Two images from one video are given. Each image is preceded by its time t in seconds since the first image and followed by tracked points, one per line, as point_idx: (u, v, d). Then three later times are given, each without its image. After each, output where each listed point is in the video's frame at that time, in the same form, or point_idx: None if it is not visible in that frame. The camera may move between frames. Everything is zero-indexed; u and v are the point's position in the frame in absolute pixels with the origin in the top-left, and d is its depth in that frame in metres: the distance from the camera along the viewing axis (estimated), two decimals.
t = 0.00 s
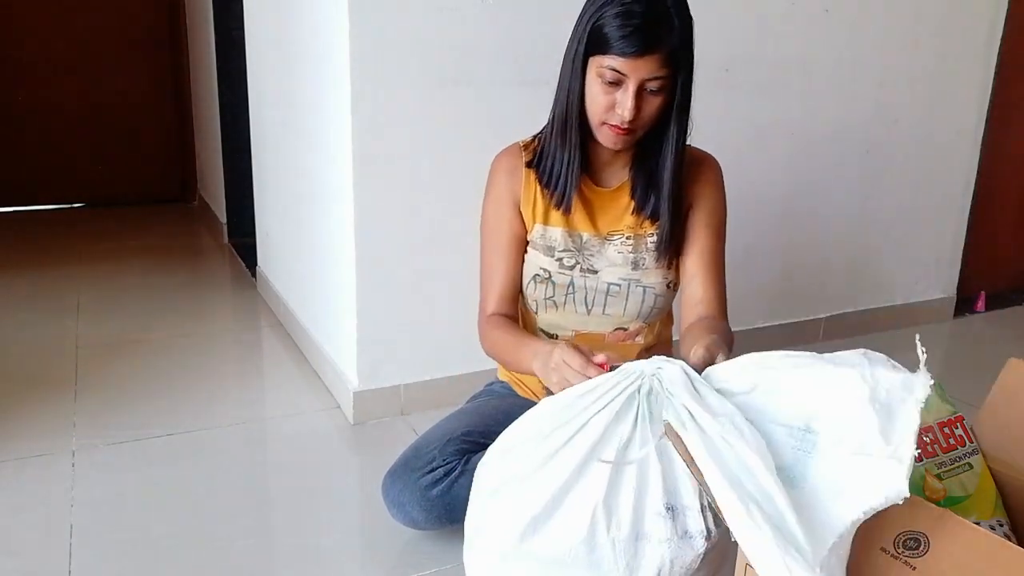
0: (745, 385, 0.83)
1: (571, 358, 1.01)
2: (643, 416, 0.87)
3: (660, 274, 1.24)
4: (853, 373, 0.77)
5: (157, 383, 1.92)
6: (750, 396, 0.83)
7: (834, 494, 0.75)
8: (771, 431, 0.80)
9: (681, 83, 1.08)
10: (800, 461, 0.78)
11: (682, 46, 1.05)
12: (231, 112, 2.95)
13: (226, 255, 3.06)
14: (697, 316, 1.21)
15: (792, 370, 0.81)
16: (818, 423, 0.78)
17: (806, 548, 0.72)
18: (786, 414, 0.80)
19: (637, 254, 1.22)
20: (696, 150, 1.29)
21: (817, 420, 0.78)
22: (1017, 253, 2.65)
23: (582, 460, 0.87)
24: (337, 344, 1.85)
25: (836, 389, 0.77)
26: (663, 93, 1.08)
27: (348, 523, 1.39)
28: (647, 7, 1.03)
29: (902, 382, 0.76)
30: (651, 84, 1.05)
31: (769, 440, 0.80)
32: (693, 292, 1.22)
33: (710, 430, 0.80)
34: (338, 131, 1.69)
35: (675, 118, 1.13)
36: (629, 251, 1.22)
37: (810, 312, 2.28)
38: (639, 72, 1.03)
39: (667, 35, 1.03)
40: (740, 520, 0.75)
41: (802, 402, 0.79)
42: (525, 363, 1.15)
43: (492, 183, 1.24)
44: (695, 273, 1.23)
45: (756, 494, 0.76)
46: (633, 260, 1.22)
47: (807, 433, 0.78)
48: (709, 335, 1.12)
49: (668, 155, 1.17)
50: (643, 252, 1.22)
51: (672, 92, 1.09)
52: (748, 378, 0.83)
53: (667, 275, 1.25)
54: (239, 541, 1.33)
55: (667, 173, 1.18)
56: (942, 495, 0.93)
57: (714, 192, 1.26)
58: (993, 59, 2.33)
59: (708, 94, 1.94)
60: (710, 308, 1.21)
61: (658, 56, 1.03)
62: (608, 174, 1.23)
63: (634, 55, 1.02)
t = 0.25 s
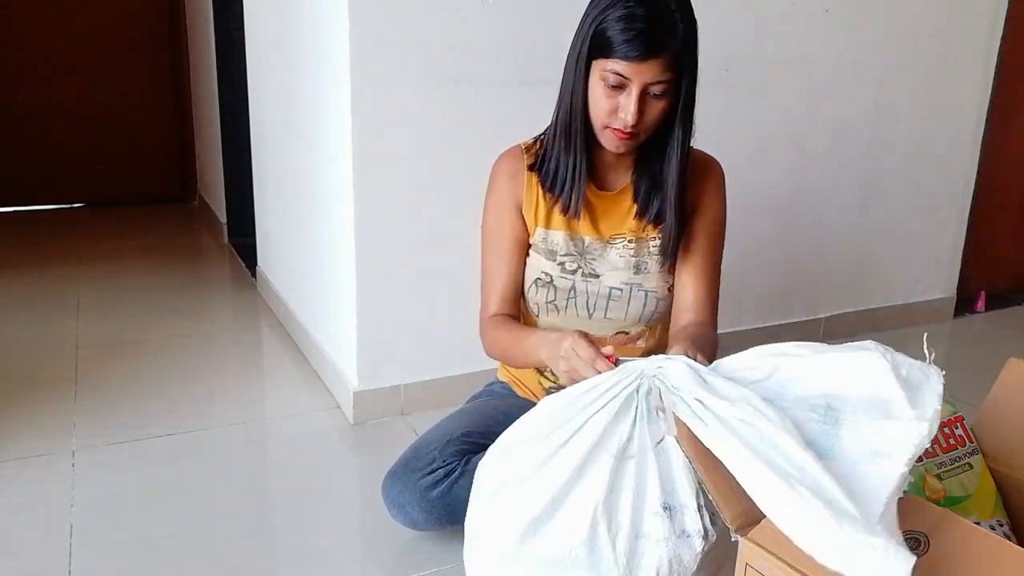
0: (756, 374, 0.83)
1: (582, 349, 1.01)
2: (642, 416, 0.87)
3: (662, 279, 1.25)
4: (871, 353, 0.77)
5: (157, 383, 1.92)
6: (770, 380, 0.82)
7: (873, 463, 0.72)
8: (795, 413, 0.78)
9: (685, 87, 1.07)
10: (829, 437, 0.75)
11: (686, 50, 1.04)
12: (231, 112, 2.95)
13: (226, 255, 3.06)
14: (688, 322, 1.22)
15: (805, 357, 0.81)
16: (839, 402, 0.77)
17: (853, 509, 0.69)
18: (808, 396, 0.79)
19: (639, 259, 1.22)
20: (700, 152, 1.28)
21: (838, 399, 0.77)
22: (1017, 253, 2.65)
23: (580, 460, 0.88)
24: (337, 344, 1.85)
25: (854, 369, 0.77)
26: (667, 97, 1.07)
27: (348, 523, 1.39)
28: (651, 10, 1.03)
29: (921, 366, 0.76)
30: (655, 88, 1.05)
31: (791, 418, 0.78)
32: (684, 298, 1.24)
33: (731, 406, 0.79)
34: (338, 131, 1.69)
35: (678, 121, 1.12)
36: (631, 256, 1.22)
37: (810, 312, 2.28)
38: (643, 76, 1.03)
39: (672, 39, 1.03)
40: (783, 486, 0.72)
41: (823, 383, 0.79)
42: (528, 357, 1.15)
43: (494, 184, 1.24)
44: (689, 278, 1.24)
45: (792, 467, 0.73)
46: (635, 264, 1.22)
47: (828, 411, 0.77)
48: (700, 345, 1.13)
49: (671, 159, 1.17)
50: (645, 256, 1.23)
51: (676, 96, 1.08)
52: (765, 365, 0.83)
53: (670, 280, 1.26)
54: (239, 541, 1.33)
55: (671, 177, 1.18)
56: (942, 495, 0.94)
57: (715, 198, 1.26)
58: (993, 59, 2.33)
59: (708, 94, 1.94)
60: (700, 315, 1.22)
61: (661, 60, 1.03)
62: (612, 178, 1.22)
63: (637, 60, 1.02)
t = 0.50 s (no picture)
0: (738, 366, 0.83)
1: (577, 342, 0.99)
2: (642, 415, 0.87)
3: (664, 281, 1.25)
4: (837, 341, 0.75)
5: (157, 383, 1.92)
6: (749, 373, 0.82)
7: (849, 459, 0.73)
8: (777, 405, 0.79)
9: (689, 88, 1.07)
10: (810, 434, 0.77)
11: (690, 52, 1.04)
12: (231, 112, 2.95)
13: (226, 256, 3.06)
14: (685, 322, 1.22)
15: (781, 345, 0.80)
16: (817, 395, 0.77)
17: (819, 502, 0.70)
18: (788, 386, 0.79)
19: (642, 261, 1.23)
20: (706, 157, 1.28)
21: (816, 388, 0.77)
22: (1017, 253, 2.65)
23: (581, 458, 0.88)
24: (337, 344, 1.85)
25: (826, 360, 0.76)
26: (671, 98, 1.07)
27: (348, 523, 1.39)
28: (655, 12, 1.03)
29: (884, 337, 0.72)
30: (658, 89, 1.05)
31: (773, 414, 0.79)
32: (682, 298, 1.23)
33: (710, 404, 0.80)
34: (338, 132, 1.69)
35: (682, 123, 1.12)
36: (634, 257, 1.23)
37: (811, 312, 2.28)
38: (647, 78, 1.03)
39: (676, 41, 1.03)
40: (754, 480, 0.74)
41: (801, 371, 0.78)
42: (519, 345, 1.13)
43: (496, 182, 1.24)
44: (688, 278, 1.23)
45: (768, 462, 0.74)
46: (638, 266, 1.23)
47: (808, 406, 0.77)
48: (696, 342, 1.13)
49: (675, 161, 1.16)
50: (648, 258, 1.23)
51: (679, 98, 1.08)
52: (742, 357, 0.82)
53: (671, 282, 1.25)
54: (239, 541, 1.33)
55: (674, 179, 1.17)
56: (942, 495, 0.94)
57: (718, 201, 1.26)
58: (993, 59, 2.32)
59: (708, 94, 1.94)
60: (698, 315, 1.22)
61: (665, 62, 1.03)
62: (615, 179, 1.22)
63: (641, 62, 1.02)
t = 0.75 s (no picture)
0: (758, 365, 0.82)
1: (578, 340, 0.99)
2: (638, 414, 0.87)
3: (664, 283, 1.25)
4: (862, 342, 0.75)
5: (157, 383, 1.91)
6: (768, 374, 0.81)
7: (884, 458, 0.73)
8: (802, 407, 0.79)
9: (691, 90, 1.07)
10: (838, 434, 0.77)
11: (694, 52, 1.04)
12: (231, 112, 2.95)
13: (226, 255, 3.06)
14: (682, 324, 1.22)
15: (802, 345, 0.79)
16: (845, 395, 0.77)
17: (869, 502, 0.69)
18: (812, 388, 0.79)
19: (643, 262, 1.23)
20: (708, 158, 1.28)
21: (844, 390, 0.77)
22: (1017, 253, 2.65)
23: (578, 458, 0.87)
24: (337, 343, 1.85)
25: (852, 359, 0.76)
26: (674, 99, 1.07)
27: (348, 523, 1.39)
28: (659, 13, 1.02)
29: (910, 338, 0.73)
30: (661, 91, 1.04)
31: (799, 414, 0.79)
32: (680, 301, 1.24)
33: (740, 404, 0.78)
34: (338, 131, 1.69)
35: (685, 124, 1.11)
36: (635, 258, 1.22)
37: (811, 312, 2.28)
38: (649, 79, 1.03)
39: (679, 42, 1.03)
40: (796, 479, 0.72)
41: (827, 373, 0.78)
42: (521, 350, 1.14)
43: (499, 180, 1.24)
44: (686, 281, 1.24)
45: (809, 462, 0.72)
46: (639, 267, 1.23)
47: (835, 405, 0.78)
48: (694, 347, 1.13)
49: (678, 162, 1.16)
50: (650, 259, 1.23)
51: (682, 99, 1.08)
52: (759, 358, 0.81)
53: (671, 283, 1.25)
54: (239, 541, 1.33)
55: (677, 181, 1.17)
56: (941, 494, 0.94)
57: (719, 203, 1.26)
58: (993, 59, 2.32)
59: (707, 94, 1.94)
60: (695, 318, 1.22)
61: (668, 63, 1.02)
62: (618, 179, 1.22)
63: (644, 63, 1.01)
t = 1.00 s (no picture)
0: (768, 360, 0.82)
1: (584, 339, 0.98)
2: (642, 415, 0.87)
3: (667, 288, 1.25)
4: (872, 332, 0.76)
5: (156, 384, 1.91)
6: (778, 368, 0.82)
7: (899, 447, 0.73)
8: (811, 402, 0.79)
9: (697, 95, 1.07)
10: (850, 426, 0.77)
11: (699, 58, 1.04)
12: (231, 112, 2.95)
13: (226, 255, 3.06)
14: (682, 330, 1.23)
15: (813, 336, 0.80)
16: (854, 386, 0.77)
17: (883, 496, 0.68)
18: (823, 381, 0.79)
19: (647, 267, 1.23)
20: (717, 163, 1.28)
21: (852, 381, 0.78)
22: (1017, 253, 2.65)
23: (581, 459, 0.88)
24: (337, 343, 1.85)
25: (864, 348, 0.77)
26: (680, 104, 1.07)
27: (348, 523, 1.39)
28: (665, 17, 1.02)
29: (923, 329, 0.75)
30: (667, 96, 1.04)
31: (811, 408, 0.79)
32: (680, 306, 1.25)
33: (749, 402, 0.79)
34: (338, 131, 1.69)
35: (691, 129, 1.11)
36: (640, 262, 1.23)
37: (811, 312, 2.29)
38: (655, 84, 1.03)
39: (685, 47, 1.02)
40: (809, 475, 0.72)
41: (836, 365, 0.79)
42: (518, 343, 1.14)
43: (501, 180, 1.23)
44: (688, 286, 1.24)
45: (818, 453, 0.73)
46: (642, 272, 1.23)
47: (847, 396, 0.78)
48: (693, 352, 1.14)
49: (685, 168, 1.16)
50: (655, 265, 1.23)
51: (687, 104, 1.07)
52: (768, 353, 0.83)
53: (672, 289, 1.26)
54: (239, 541, 1.33)
55: (685, 188, 1.17)
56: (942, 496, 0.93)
57: (725, 209, 1.26)
58: (993, 59, 2.32)
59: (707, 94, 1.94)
60: (694, 324, 1.23)
61: (674, 68, 1.02)
62: (623, 183, 1.22)
63: (649, 68, 1.01)
